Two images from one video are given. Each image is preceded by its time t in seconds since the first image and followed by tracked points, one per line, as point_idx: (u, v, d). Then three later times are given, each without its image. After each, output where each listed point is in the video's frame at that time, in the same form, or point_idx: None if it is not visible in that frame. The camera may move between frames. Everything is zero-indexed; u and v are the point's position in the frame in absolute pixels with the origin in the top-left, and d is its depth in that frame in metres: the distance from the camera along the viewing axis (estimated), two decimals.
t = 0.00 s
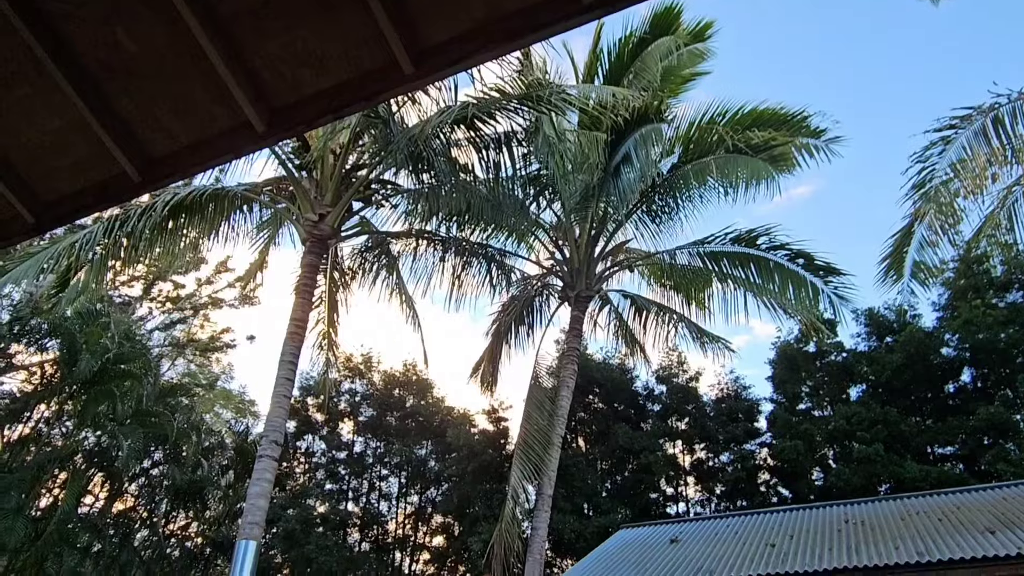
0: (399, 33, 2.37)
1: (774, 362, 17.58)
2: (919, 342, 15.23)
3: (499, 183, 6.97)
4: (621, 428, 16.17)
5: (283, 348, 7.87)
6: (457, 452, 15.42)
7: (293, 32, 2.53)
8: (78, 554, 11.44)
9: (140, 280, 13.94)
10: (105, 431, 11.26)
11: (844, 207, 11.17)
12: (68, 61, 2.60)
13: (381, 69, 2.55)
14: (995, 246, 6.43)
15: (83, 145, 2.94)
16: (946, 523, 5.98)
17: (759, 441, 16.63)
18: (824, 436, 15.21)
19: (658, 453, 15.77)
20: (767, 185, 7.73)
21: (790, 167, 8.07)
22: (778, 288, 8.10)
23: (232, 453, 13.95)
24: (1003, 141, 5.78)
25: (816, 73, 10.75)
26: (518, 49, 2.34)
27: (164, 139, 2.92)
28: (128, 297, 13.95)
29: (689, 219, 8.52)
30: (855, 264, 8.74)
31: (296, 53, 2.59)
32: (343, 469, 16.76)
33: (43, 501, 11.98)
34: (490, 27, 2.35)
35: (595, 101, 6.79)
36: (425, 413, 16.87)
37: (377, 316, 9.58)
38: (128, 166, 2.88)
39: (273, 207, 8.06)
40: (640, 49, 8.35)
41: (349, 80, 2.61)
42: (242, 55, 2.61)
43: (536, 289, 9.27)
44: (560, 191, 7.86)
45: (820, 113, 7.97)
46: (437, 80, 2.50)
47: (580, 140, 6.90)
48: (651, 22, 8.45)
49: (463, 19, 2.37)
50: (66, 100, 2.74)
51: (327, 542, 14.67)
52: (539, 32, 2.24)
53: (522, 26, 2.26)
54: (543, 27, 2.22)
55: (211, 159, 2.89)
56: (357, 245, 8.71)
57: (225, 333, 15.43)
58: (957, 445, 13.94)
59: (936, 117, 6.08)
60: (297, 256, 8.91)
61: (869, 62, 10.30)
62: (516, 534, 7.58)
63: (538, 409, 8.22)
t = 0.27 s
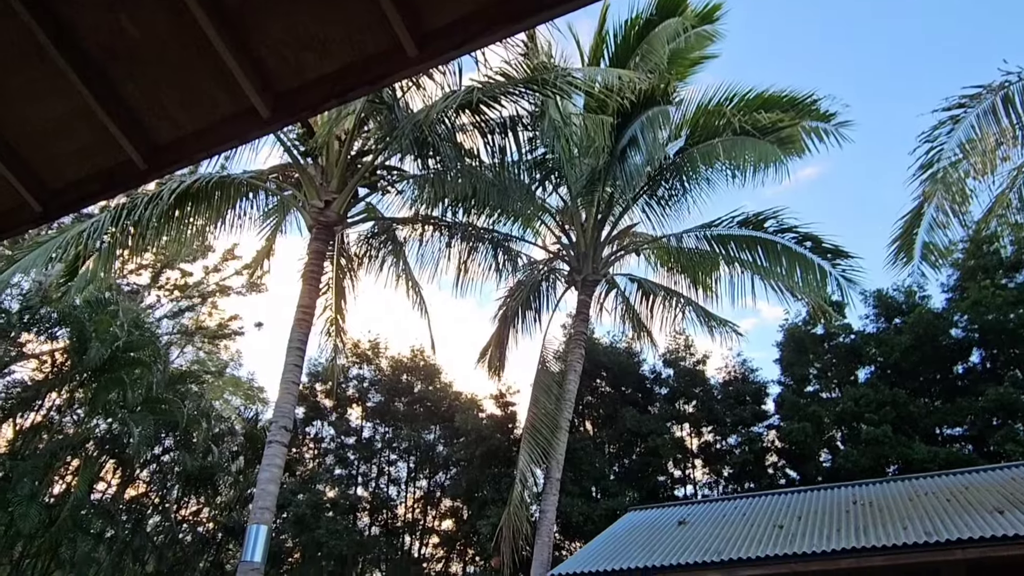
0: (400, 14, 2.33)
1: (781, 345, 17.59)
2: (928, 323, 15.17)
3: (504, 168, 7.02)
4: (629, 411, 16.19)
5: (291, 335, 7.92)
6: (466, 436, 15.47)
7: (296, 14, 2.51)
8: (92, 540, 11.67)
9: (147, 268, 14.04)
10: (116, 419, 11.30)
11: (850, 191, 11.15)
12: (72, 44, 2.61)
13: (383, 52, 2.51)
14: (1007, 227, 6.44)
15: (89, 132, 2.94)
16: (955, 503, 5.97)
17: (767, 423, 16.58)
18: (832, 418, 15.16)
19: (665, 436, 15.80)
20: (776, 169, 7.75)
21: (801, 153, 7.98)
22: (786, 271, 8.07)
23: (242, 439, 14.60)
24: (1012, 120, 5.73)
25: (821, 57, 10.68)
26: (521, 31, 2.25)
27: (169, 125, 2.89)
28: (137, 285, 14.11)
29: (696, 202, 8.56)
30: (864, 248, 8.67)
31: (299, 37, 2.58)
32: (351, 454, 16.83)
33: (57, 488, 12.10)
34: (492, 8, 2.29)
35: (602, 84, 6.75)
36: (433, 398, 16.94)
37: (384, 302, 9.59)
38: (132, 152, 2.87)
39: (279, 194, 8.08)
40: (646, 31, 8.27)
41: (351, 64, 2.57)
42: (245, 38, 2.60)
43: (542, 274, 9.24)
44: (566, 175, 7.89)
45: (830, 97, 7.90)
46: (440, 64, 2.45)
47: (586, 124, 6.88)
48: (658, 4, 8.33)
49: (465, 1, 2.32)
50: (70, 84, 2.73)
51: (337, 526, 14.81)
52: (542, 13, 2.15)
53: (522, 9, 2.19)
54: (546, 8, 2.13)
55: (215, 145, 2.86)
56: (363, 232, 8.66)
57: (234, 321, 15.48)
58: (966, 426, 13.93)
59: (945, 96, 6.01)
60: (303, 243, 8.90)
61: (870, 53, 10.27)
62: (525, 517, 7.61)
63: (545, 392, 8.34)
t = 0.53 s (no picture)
0: None
1: (789, 325, 17.54)
2: (936, 303, 15.12)
3: (510, 151, 6.97)
4: (636, 393, 16.19)
5: (299, 319, 7.95)
6: (473, 419, 15.52)
7: None
8: (106, 522, 12.10)
9: (155, 254, 14.04)
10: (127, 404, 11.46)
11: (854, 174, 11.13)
12: (77, 29, 2.61)
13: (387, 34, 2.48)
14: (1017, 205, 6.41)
15: (93, 119, 2.94)
16: (962, 482, 5.99)
17: (774, 404, 16.54)
18: (840, 398, 15.18)
19: (673, 418, 15.85)
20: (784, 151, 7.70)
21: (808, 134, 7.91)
22: (792, 252, 8.06)
23: (251, 424, 14.47)
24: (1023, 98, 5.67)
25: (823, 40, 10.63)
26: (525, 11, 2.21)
27: (174, 111, 2.89)
28: (145, 272, 14.11)
29: (703, 184, 8.49)
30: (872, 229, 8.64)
31: (301, 19, 2.56)
32: (360, 437, 16.84)
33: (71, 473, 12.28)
34: None
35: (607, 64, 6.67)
36: (441, 381, 16.99)
37: (391, 286, 9.61)
38: (137, 137, 2.86)
39: (285, 179, 8.07)
40: (652, 12, 8.20)
41: (355, 47, 2.55)
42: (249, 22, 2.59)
43: (549, 257, 9.19)
44: (571, 157, 7.90)
45: (838, 78, 7.80)
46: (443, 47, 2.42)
47: (592, 105, 6.85)
48: None
49: None
50: (75, 70, 2.73)
51: (347, 509, 14.99)
52: None
53: None
54: None
55: (219, 130, 2.85)
56: (368, 216, 8.72)
57: (240, 306, 15.42)
58: (974, 405, 13.91)
59: (955, 73, 5.92)
60: (310, 228, 8.90)
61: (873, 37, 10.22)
62: (533, 499, 7.62)
63: (551, 375, 8.27)
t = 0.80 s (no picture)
0: None
1: (796, 304, 17.44)
2: (943, 281, 15.06)
3: (514, 131, 6.93)
4: (642, 373, 16.21)
5: (306, 302, 7.97)
6: (480, 400, 15.56)
7: None
8: (117, 504, 12.12)
9: (161, 238, 14.06)
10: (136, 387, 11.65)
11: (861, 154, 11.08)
12: (76, 13, 2.58)
13: (392, 14, 2.46)
14: None
15: (96, 100, 2.93)
16: (969, 459, 5.98)
17: (781, 382, 16.46)
18: (846, 376, 15.16)
19: (679, 397, 15.75)
20: (793, 130, 7.64)
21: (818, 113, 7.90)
22: (799, 232, 8.01)
23: (259, 406, 14.85)
24: None
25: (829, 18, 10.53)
26: None
27: (178, 93, 2.88)
28: (151, 256, 14.00)
29: (710, 163, 8.44)
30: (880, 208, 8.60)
31: None
32: (367, 419, 16.90)
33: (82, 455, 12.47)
34: None
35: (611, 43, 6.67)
36: (447, 363, 17.02)
37: (397, 268, 9.59)
38: (142, 120, 2.86)
39: (289, 162, 8.06)
40: None
41: (359, 26, 2.53)
42: (251, 3, 2.57)
43: (554, 238, 9.18)
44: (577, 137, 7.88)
45: (846, 56, 7.74)
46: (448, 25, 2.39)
47: (597, 85, 6.78)
48: None
49: None
50: (77, 54, 2.71)
51: (355, 490, 15.15)
52: None
53: None
54: None
55: (224, 112, 2.85)
56: (373, 198, 8.69)
57: (247, 290, 15.42)
58: (981, 383, 13.89)
59: (964, 48, 5.83)
60: (315, 210, 8.89)
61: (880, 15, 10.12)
62: (540, 478, 7.68)
63: (558, 355, 8.41)
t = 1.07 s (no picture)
0: None
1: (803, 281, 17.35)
2: (951, 256, 14.99)
3: (519, 108, 6.96)
4: (648, 350, 16.17)
5: (312, 282, 7.99)
6: (486, 378, 15.64)
7: None
8: (129, 483, 12.28)
9: (167, 220, 14.11)
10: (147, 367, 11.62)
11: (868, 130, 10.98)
12: None
13: None
14: None
15: (101, 82, 2.91)
16: (976, 434, 5.99)
17: (787, 358, 16.48)
18: (853, 352, 15.13)
19: (685, 374, 15.85)
20: (802, 106, 7.55)
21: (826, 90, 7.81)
22: (806, 208, 7.94)
23: (268, 384, 14.57)
24: None
25: None
26: None
27: (180, 73, 2.85)
28: (157, 237, 14.23)
29: (717, 141, 8.32)
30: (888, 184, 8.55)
31: None
32: (375, 398, 17.09)
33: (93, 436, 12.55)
34: None
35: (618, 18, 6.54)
36: (454, 342, 17.08)
37: (403, 247, 9.59)
38: (145, 101, 2.85)
39: (294, 142, 8.05)
40: None
41: (361, 3, 2.47)
42: None
43: (560, 216, 9.19)
44: (582, 114, 7.82)
45: (855, 30, 7.65)
46: None
47: (603, 61, 6.71)
48: None
49: None
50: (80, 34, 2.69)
51: (363, 468, 15.25)
52: None
53: None
54: None
55: (227, 92, 2.82)
56: (378, 177, 8.66)
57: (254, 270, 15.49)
58: (988, 358, 13.88)
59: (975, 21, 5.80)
60: (321, 190, 8.89)
61: None
62: (547, 455, 7.71)
63: (564, 334, 8.30)
